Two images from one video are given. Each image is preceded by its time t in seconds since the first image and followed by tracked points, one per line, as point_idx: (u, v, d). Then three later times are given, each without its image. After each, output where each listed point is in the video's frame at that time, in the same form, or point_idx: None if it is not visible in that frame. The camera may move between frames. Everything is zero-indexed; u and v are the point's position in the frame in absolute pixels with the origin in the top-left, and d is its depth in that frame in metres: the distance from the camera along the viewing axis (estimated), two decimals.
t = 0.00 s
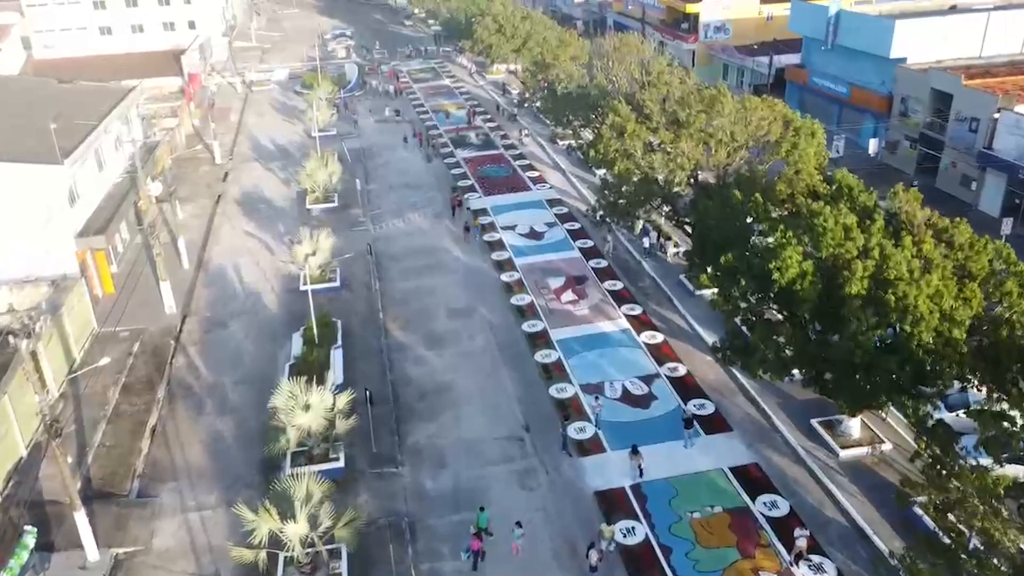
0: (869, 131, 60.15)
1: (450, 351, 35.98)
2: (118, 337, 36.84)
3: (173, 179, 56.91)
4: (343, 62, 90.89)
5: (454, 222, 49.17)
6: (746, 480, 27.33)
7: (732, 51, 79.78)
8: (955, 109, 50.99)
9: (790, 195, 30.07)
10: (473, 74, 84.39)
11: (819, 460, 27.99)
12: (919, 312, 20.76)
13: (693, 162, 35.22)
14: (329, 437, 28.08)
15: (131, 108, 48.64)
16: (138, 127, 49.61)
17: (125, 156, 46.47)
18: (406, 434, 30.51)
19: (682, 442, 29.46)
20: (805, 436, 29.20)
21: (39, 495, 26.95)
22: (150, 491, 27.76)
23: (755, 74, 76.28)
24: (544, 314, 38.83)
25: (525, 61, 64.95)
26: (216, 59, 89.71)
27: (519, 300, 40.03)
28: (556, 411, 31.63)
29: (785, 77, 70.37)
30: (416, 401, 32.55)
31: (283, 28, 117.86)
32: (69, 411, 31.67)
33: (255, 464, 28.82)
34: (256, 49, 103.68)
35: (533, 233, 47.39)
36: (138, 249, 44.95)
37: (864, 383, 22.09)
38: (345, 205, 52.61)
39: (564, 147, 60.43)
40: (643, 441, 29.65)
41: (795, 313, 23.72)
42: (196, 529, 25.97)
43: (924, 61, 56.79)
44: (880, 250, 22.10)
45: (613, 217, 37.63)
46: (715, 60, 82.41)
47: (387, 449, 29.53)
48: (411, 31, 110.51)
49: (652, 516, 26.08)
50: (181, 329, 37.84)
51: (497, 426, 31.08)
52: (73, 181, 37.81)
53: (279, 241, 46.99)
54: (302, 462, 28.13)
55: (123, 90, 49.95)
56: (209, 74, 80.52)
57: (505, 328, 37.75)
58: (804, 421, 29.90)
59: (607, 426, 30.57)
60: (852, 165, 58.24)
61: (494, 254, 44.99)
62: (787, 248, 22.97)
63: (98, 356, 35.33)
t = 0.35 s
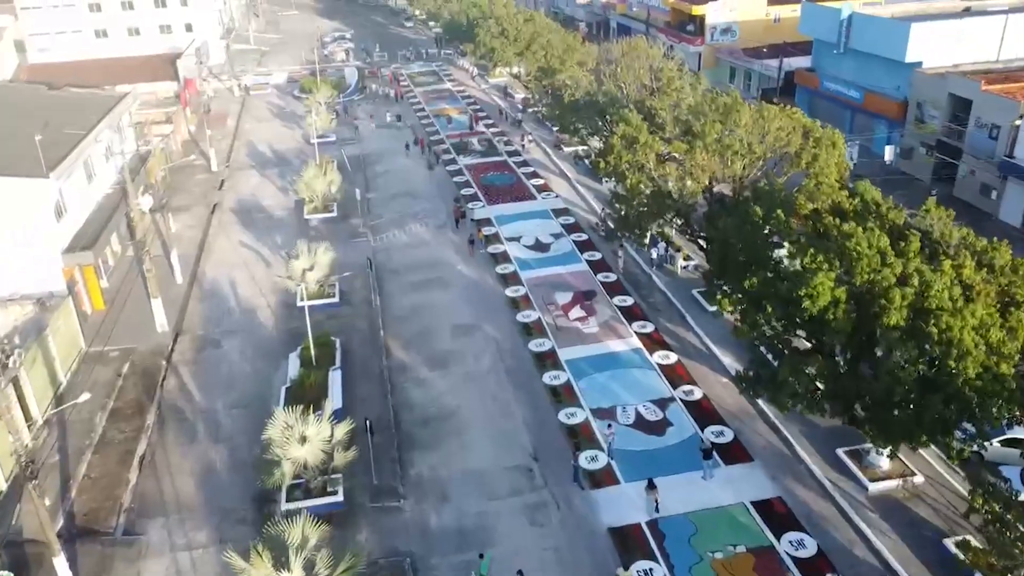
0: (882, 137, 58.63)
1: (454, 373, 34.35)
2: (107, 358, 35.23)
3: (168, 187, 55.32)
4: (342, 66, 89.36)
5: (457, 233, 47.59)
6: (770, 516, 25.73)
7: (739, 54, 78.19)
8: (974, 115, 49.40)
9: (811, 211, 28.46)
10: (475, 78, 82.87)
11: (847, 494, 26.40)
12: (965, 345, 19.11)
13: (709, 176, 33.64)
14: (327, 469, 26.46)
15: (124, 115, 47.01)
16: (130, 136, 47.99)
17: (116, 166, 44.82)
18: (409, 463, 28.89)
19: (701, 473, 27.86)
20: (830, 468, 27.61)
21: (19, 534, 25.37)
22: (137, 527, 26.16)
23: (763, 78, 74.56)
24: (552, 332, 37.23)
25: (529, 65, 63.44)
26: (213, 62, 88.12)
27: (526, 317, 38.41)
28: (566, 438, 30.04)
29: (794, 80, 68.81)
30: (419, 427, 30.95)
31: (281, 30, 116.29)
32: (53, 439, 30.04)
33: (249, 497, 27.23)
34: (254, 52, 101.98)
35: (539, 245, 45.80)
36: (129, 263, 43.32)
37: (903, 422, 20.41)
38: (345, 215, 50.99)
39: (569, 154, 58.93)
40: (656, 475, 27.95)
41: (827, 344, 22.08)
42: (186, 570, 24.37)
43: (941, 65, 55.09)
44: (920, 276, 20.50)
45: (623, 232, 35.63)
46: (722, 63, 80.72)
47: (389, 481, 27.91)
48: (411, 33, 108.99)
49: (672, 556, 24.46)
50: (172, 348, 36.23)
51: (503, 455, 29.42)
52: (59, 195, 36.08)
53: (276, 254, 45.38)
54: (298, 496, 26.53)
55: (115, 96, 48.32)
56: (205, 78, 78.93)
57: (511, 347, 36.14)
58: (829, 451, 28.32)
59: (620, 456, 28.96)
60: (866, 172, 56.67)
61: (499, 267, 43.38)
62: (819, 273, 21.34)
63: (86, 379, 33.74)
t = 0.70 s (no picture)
0: (894, 143, 57.24)
1: (457, 397, 32.73)
2: (94, 381, 33.66)
3: (161, 197, 53.76)
4: (342, 69, 87.87)
5: (459, 245, 46.05)
6: (796, 558, 24.12)
7: (745, 57, 76.58)
8: (994, 122, 47.75)
9: (836, 230, 26.89)
10: (476, 81, 81.38)
11: (877, 532, 24.83)
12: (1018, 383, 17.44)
13: (725, 191, 32.31)
14: (323, 507, 24.90)
15: (115, 123, 45.43)
16: (121, 144, 46.44)
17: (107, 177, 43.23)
18: (410, 497, 27.30)
19: (720, 509, 26.27)
20: (858, 503, 26.00)
21: None
22: (121, 570, 24.56)
23: (772, 81, 72.87)
24: (559, 352, 35.61)
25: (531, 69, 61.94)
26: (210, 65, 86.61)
27: (532, 335, 36.85)
28: (577, 469, 28.44)
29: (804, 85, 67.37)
30: (421, 456, 29.36)
31: (280, 33, 114.86)
32: (34, 471, 28.48)
33: (240, 536, 25.65)
34: (252, 55, 100.43)
35: (545, 257, 44.22)
36: (119, 278, 41.75)
37: (949, 466, 18.72)
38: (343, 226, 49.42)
39: (573, 160, 57.42)
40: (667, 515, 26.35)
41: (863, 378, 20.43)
42: None
43: (955, 70, 53.46)
44: (965, 307, 18.88)
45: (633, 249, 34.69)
46: (728, 66, 79.21)
47: (389, 518, 26.30)
48: (411, 35, 107.54)
49: None
50: (163, 371, 34.64)
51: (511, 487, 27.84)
52: (44, 210, 34.34)
53: (272, 267, 43.82)
54: (293, 535, 24.95)
55: (106, 104, 46.81)
56: (202, 82, 77.40)
57: (517, 369, 34.54)
58: (856, 484, 26.71)
59: (634, 489, 27.38)
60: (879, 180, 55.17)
61: (503, 281, 41.80)
62: (854, 303, 19.77)
63: (70, 404, 32.15)
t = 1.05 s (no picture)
0: (908, 150, 55.78)
1: (461, 424, 31.06)
2: (78, 407, 32.02)
3: (154, 207, 52.12)
4: (342, 73, 86.29)
5: (461, 258, 44.43)
6: None
7: (752, 59, 74.59)
8: (1015, 129, 46.14)
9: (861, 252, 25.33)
10: (478, 85, 79.79)
11: None
12: None
13: (742, 209, 31.07)
14: (317, 549, 23.19)
15: (104, 132, 43.77)
16: (111, 154, 44.81)
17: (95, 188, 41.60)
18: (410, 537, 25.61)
19: (742, 550, 24.60)
20: (889, 544, 24.33)
21: None
22: None
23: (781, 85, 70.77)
24: (567, 374, 33.90)
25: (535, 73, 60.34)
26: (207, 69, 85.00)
27: (538, 355, 35.18)
28: (588, 504, 26.81)
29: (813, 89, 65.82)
30: (421, 490, 27.70)
31: (279, 35, 113.39)
32: (12, 507, 26.85)
33: None
34: (249, 58, 98.75)
35: (550, 271, 42.58)
36: (108, 295, 40.08)
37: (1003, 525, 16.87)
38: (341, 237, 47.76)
39: (579, 168, 55.86)
40: (669, 518, 26.09)
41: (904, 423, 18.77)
42: None
43: (973, 75, 51.86)
44: (1017, 346, 17.31)
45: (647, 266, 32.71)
46: (735, 70, 77.05)
47: (387, 559, 24.64)
48: (412, 38, 105.97)
49: None
50: (151, 395, 32.99)
51: (514, 500, 27.27)
52: (26, 226, 32.68)
53: (267, 282, 42.17)
54: None
55: (96, 111, 45.17)
56: (198, 87, 75.82)
57: (522, 392, 32.88)
58: (886, 524, 25.03)
59: (649, 527, 25.71)
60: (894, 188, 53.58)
61: (507, 297, 40.15)
62: (895, 340, 18.19)
63: (52, 432, 30.50)
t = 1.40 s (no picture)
0: (923, 158, 54.13)
1: (463, 454, 29.38)
2: (59, 435, 30.33)
3: (145, 217, 50.42)
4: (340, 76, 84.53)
5: (464, 272, 42.75)
6: None
7: (759, 63, 73.04)
8: None
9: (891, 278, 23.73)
10: (479, 88, 78.07)
11: None
12: None
13: (761, 225, 28.98)
14: None
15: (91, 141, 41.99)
16: (99, 163, 43.06)
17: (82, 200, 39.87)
18: None
19: None
20: None
21: None
22: None
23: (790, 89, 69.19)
24: (576, 400, 32.15)
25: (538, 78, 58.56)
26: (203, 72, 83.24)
27: (544, 378, 33.47)
28: (599, 544, 25.20)
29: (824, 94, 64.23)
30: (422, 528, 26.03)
31: (277, 37, 111.53)
32: None
33: None
34: (246, 61, 96.97)
35: (556, 286, 40.92)
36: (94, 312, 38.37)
37: None
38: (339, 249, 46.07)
39: (584, 176, 54.26)
40: (681, 546, 24.92)
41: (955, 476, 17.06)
42: None
43: (992, 81, 50.28)
44: None
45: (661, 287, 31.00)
46: (741, 73, 75.67)
47: None
48: (412, 40, 104.15)
49: None
50: (136, 422, 31.30)
51: (513, 500, 27.27)
52: (5, 244, 30.95)
53: (261, 297, 40.49)
54: None
55: (84, 118, 43.39)
56: (193, 90, 74.05)
57: (528, 418, 31.18)
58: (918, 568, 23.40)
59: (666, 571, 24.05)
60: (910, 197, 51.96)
61: (512, 314, 38.46)
62: (944, 386, 16.56)
63: (32, 464, 28.84)
